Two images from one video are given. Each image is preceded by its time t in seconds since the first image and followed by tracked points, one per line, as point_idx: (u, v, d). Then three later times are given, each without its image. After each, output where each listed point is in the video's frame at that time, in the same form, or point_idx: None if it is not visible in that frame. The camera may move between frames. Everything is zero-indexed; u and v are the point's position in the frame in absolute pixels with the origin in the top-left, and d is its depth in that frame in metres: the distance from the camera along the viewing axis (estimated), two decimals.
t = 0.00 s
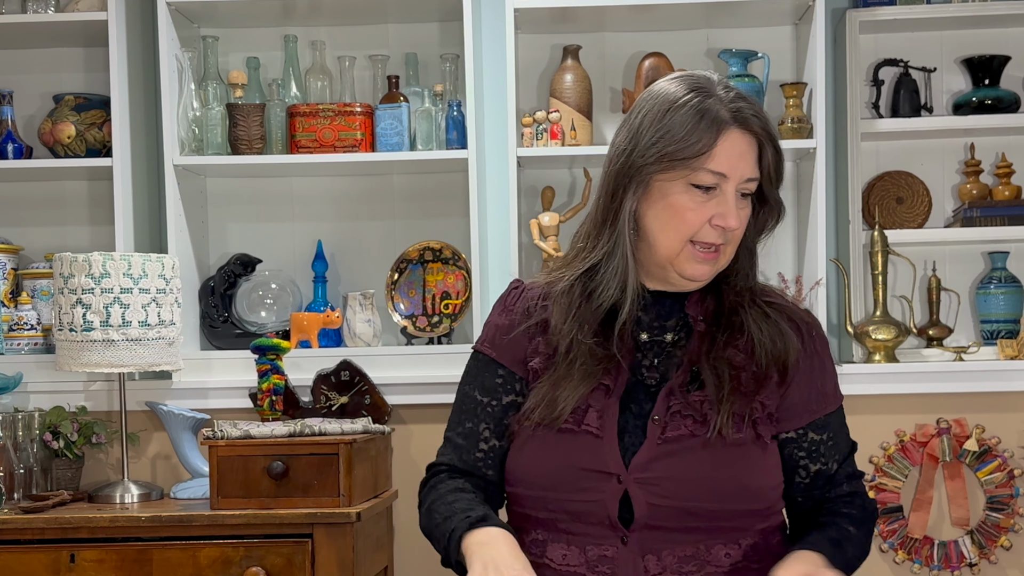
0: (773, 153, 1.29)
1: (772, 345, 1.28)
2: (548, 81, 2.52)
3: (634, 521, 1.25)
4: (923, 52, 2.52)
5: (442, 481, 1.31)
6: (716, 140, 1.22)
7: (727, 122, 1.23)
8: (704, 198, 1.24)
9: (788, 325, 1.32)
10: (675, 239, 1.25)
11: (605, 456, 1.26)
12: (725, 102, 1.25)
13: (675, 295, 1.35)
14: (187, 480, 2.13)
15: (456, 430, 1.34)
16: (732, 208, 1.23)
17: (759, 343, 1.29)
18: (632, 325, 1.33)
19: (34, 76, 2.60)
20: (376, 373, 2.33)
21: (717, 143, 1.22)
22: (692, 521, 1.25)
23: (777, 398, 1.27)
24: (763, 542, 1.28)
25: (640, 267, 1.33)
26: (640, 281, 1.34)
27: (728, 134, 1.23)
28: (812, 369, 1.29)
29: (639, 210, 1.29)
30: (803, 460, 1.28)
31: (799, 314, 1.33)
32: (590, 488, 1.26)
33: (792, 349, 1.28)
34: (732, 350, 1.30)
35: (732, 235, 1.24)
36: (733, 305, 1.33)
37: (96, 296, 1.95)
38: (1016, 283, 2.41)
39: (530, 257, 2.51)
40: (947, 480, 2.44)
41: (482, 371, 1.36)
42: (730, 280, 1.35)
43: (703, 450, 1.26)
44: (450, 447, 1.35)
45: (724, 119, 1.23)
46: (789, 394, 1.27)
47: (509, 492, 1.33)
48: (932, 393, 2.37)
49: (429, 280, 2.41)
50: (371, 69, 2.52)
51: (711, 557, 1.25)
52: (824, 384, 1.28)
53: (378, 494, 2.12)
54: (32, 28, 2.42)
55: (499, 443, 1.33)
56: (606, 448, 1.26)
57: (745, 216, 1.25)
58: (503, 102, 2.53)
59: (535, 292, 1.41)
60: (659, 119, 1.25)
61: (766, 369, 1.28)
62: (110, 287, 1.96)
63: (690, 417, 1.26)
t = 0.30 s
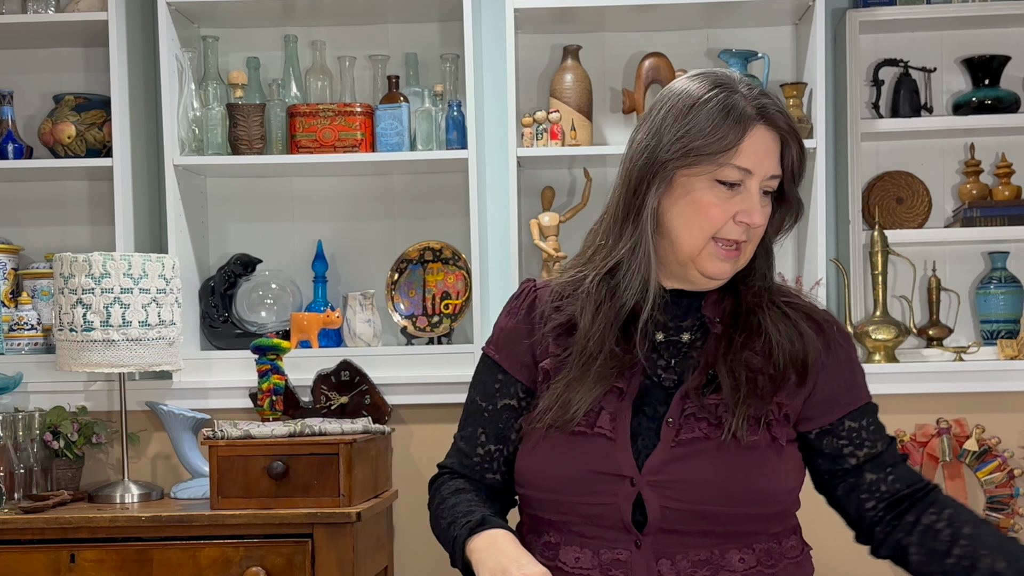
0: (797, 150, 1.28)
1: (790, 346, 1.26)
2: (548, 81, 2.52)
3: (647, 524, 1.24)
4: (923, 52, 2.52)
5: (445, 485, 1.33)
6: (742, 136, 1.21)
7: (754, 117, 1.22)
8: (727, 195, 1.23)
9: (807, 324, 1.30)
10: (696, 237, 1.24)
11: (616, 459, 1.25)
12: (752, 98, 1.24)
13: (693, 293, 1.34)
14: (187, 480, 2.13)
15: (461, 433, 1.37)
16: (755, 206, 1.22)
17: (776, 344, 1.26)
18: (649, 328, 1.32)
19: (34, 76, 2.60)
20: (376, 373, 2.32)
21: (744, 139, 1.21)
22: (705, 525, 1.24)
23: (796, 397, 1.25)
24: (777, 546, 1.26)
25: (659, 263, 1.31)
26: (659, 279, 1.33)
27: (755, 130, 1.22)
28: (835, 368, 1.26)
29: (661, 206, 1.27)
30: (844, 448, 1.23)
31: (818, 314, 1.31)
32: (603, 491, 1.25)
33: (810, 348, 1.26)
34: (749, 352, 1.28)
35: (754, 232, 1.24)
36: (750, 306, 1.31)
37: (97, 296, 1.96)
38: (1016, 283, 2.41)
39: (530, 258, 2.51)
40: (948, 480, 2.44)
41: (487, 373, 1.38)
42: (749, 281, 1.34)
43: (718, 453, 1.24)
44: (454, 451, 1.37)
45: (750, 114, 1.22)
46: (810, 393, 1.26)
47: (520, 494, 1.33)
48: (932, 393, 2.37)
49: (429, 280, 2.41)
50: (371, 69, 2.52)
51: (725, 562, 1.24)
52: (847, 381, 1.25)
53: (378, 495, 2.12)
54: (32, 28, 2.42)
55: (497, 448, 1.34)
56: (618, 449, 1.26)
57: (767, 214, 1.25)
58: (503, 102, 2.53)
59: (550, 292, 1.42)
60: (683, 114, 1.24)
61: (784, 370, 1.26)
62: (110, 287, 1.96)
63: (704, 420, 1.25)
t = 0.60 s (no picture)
0: (808, 146, 1.28)
1: (797, 344, 1.26)
2: (548, 81, 2.52)
3: (650, 523, 1.24)
4: (923, 53, 2.52)
5: (457, 481, 1.34)
6: (751, 130, 1.21)
7: (761, 112, 1.22)
8: (737, 189, 1.22)
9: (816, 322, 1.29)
10: (707, 232, 1.23)
11: (619, 457, 1.25)
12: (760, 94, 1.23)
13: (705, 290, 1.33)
14: (187, 481, 2.13)
15: (473, 430, 1.38)
16: (765, 201, 1.22)
17: (783, 341, 1.26)
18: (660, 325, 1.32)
19: (34, 76, 2.60)
20: (376, 373, 2.32)
21: (752, 132, 1.21)
22: (708, 524, 1.24)
23: (802, 395, 1.25)
24: (783, 548, 1.25)
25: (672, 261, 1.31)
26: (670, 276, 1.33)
27: (763, 124, 1.22)
28: (844, 364, 1.25)
29: (672, 203, 1.27)
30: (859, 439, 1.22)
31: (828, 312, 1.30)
32: (606, 489, 1.25)
33: (818, 345, 1.25)
34: (755, 350, 1.27)
35: (766, 227, 1.22)
36: (757, 304, 1.30)
37: (97, 296, 1.96)
38: (1016, 283, 2.42)
39: (530, 258, 2.51)
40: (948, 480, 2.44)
41: (499, 371, 1.39)
42: (759, 279, 1.33)
43: (721, 452, 1.24)
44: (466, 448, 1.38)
45: (758, 109, 1.22)
46: (816, 388, 1.25)
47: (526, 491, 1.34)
48: (932, 393, 2.37)
49: (429, 280, 2.41)
50: (371, 69, 2.53)
51: (729, 563, 1.23)
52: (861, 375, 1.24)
53: (378, 494, 2.12)
54: (32, 28, 2.42)
55: (506, 445, 1.35)
56: (621, 447, 1.26)
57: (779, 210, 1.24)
58: (503, 102, 2.54)
59: (562, 290, 1.42)
60: (689, 110, 1.24)
61: (791, 367, 1.25)
62: (110, 287, 1.96)
63: (709, 418, 1.25)
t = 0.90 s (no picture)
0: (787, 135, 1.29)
1: (799, 335, 1.27)
2: (548, 81, 2.52)
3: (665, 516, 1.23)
4: (923, 52, 2.52)
5: (464, 466, 1.21)
6: (721, 119, 1.24)
7: (731, 101, 1.25)
8: (711, 178, 1.24)
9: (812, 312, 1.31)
10: (688, 223, 1.25)
11: (636, 452, 1.24)
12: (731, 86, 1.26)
13: (699, 286, 1.32)
14: (187, 481, 2.13)
15: (477, 421, 1.27)
16: (741, 188, 1.23)
17: (786, 334, 1.27)
18: (664, 313, 1.31)
19: (34, 76, 2.60)
20: (376, 373, 2.32)
21: (722, 121, 1.24)
22: (724, 514, 1.23)
23: (808, 384, 1.26)
24: (792, 543, 1.25)
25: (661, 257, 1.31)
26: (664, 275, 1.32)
27: (733, 114, 1.24)
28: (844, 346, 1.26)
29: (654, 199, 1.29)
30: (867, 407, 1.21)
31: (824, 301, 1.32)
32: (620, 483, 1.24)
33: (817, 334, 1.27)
34: (759, 344, 1.28)
35: (745, 214, 1.23)
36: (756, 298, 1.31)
37: (97, 296, 1.96)
38: (1016, 283, 2.42)
39: (530, 258, 2.51)
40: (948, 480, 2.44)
41: (504, 365, 1.31)
42: (751, 275, 1.34)
43: (734, 442, 1.24)
44: (468, 440, 1.26)
45: (726, 97, 1.25)
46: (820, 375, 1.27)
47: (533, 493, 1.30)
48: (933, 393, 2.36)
49: (429, 280, 2.41)
50: (371, 69, 2.53)
51: (743, 556, 1.22)
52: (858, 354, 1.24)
53: (378, 494, 2.12)
54: (33, 28, 2.42)
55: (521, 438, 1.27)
56: (637, 441, 1.24)
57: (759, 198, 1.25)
58: (503, 103, 2.54)
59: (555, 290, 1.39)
60: (663, 105, 1.27)
61: (795, 359, 1.26)
62: (110, 287, 1.96)
63: (720, 409, 1.25)
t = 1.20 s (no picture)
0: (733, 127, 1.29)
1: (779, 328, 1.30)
2: (548, 81, 2.52)
3: (678, 505, 1.21)
4: (923, 52, 2.52)
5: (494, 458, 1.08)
6: (656, 116, 1.26)
7: (664, 98, 1.27)
8: (652, 174, 1.25)
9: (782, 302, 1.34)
10: (636, 219, 1.25)
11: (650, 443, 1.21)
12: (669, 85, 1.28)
13: (677, 282, 1.32)
14: (187, 481, 2.13)
15: (496, 418, 1.15)
16: (680, 181, 1.24)
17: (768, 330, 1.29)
18: (638, 303, 1.29)
19: (34, 76, 2.60)
20: (375, 373, 2.32)
21: (656, 119, 1.26)
22: (736, 502, 1.22)
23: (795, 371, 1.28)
24: (794, 530, 1.26)
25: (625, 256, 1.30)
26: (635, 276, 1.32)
27: (668, 110, 1.27)
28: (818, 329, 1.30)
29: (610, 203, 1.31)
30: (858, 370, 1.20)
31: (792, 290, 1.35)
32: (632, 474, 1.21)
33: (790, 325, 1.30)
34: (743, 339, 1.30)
35: (688, 204, 1.23)
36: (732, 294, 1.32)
37: (96, 296, 1.96)
38: (1016, 283, 2.42)
39: (530, 258, 2.51)
40: (948, 480, 2.44)
41: (513, 364, 1.21)
42: (722, 272, 1.34)
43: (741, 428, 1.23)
44: (493, 435, 1.13)
45: (660, 95, 1.27)
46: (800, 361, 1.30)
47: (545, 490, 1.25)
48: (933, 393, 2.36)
49: (429, 280, 2.41)
50: (371, 69, 2.52)
51: (754, 542, 1.23)
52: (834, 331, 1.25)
53: (378, 494, 2.12)
54: (32, 28, 2.41)
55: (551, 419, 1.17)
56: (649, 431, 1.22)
57: (705, 189, 1.25)
58: (503, 103, 2.54)
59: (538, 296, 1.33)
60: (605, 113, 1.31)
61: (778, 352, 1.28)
62: (110, 287, 1.96)
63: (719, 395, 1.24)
